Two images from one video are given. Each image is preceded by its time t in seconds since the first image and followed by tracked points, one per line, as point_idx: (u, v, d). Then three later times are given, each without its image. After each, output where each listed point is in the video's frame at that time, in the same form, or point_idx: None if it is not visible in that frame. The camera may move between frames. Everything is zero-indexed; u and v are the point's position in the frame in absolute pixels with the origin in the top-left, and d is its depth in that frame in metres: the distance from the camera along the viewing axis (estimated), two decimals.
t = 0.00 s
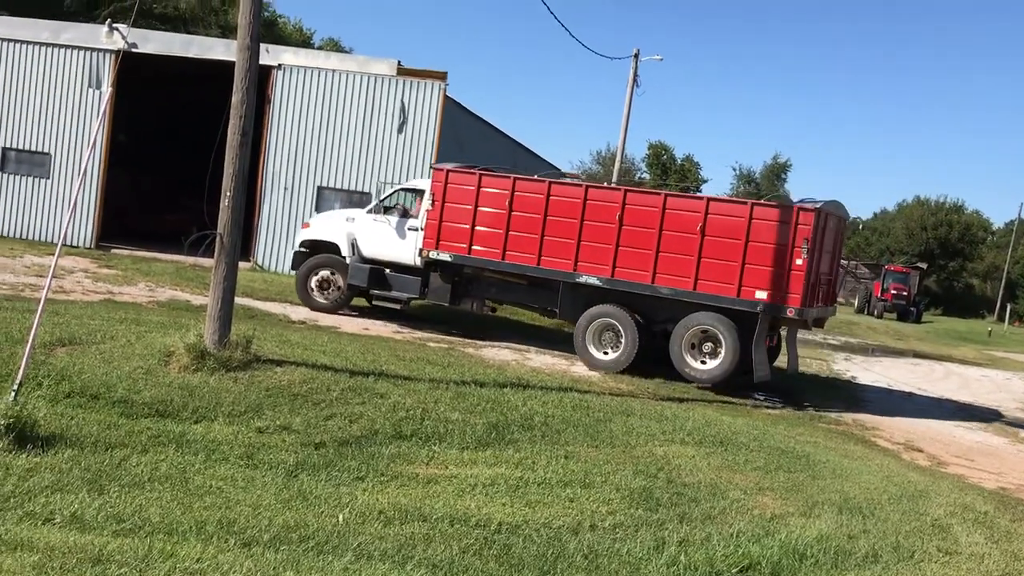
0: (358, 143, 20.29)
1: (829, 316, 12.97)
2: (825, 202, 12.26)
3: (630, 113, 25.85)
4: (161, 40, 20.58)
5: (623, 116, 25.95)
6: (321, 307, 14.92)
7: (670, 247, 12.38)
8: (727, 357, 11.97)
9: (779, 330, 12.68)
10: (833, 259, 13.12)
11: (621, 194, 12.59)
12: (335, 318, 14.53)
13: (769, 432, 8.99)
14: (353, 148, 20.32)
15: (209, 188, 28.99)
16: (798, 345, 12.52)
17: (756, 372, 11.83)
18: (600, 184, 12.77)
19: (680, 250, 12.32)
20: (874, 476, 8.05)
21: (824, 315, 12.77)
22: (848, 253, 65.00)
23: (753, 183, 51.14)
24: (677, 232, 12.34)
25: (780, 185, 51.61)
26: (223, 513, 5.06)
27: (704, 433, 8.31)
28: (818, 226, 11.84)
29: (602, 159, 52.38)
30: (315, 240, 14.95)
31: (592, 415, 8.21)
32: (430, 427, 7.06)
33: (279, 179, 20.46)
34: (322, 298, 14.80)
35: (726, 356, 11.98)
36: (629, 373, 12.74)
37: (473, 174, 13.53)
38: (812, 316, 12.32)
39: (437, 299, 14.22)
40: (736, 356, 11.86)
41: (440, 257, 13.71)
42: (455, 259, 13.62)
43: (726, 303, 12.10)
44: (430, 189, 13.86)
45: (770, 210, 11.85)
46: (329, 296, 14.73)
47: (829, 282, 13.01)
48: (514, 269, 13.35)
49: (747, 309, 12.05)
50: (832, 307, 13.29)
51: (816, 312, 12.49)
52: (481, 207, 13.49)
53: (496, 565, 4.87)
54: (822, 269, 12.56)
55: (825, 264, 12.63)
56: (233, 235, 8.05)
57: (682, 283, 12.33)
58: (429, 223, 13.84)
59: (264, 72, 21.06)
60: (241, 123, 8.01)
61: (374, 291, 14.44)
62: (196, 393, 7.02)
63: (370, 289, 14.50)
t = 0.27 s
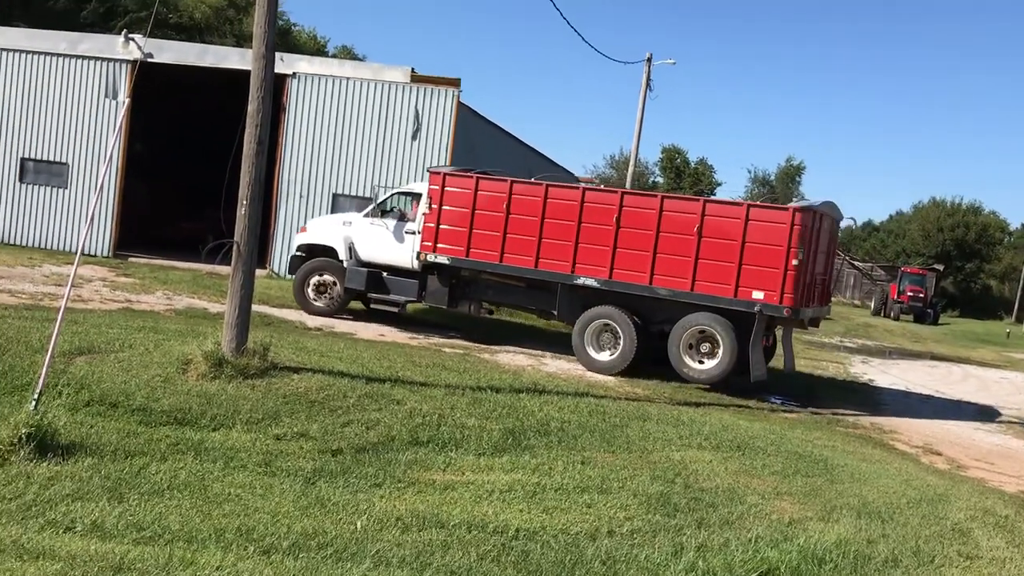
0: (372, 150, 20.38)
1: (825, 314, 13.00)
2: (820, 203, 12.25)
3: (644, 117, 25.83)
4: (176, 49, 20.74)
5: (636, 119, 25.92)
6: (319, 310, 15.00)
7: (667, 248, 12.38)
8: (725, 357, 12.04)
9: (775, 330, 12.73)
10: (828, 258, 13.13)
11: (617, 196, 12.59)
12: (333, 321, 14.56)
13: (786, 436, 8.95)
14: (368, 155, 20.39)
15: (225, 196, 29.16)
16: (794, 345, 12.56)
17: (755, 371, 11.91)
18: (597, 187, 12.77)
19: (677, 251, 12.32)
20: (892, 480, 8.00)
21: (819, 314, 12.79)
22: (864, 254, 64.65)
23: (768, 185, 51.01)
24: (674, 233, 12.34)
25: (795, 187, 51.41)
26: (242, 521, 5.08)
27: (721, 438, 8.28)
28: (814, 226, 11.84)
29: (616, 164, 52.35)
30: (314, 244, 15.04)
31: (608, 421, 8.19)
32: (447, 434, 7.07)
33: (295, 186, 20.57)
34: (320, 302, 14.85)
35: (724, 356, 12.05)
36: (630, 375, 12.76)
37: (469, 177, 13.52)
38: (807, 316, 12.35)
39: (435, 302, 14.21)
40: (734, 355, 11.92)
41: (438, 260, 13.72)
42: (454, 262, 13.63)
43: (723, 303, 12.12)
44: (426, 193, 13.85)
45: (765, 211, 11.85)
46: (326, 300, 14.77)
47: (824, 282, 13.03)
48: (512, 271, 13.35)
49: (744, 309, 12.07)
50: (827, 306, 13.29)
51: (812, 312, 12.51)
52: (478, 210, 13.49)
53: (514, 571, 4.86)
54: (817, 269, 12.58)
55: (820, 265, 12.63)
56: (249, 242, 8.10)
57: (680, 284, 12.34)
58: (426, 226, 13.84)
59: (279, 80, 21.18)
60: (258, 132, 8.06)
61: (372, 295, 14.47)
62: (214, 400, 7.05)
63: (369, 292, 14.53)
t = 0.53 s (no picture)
0: (388, 155, 20.46)
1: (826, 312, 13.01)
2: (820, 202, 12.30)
3: (660, 118, 25.78)
4: (193, 58, 20.91)
5: (652, 121, 25.86)
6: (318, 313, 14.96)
7: (667, 248, 12.43)
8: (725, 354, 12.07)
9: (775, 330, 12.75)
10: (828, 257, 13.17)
11: (618, 197, 12.65)
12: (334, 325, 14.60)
13: (808, 438, 8.89)
14: (384, 161, 20.47)
15: (243, 204, 29.33)
16: (792, 344, 12.64)
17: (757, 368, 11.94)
18: (597, 188, 12.83)
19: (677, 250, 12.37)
20: (916, 481, 7.93)
21: (820, 312, 12.81)
22: (884, 253, 64.16)
23: (785, 185, 50.77)
24: (674, 233, 12.40)
25: (812, 187, 51.11)
26: (264, 527, 5.10)
27: (741, 441, 8.24)
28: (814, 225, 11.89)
29: (632, 166, 52.27)
30: (313, 248, 15.00)
31: (628, 424, 8.16)
32: (467, 438, 7.07)
33: (311, 193, 20.67)
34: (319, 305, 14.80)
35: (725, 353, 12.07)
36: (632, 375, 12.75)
37: (469, 180, 13.59)
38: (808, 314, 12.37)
39: (436, 305, 14.25)
40: (735, 352, 11.95)
41: (438, 262, 13.76)
42: (454, 263, 13.68)
43: (723, 301, 12.15)
44: (427, 196, 13.92)
45: (765, 210, 11.90)
46: (326, 303, 14.75)
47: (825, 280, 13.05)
48: (512, 272, 13.39)
49: (745, 307, 12.10)
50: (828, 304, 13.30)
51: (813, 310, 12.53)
52: (478, 212, 13.54)
53: None
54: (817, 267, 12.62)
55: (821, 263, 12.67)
56: (268, 250, 8.14)
57: (680, 283, 12.38)
58: (427, 229, 13.90)
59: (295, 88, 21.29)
60: (275, 140, 8.11)
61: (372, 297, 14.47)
62: (235, 407, 7.09)
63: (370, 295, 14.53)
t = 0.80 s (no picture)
0: (404, 156, 20.51)
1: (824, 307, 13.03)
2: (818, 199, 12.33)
3: (675, 117, 25.71)
4: (209, 62, 21.04)
5: (668, 120, 25.78)
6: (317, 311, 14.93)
7: (666, 245, 12.44)
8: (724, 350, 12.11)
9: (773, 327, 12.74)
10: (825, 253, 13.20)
11: (616, 195, 12.65)
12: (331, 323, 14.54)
13: (827, 437, 8.83)
14: (399, 162, 20.52)
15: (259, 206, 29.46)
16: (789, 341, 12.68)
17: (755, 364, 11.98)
18: (596, 186, 12.83)
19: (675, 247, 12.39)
20: (937, 479, 7.86)
21: (819, 308, 12.83)
22: (902, 251, 63.70)
23: (801, 183, 50.52)
24: (672, 230, 12.41)
25: (829, 185, 50.80)
26: (283, 529, 5.12)
27: (760, 440, 8.20)
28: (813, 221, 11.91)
29: (647, 165, 52.16)
30: (311, 248, 14.96)
31: (645, 424, 8.14)
32: (484, 439, 7.07)
33: (327, 195, 20.75)
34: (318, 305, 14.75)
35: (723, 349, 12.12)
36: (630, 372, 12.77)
37: (468, 179, 13.59)
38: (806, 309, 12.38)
39: (435, 304, 14.25)
40: (734, 348, 11.98)
41: (438, 261, 13.76)
42: (454, 262, 13.67)
43: (722, 298, 12.17)
44: (426, 195, 13.92)
45: (763, 207, 11.93)
46: (325, 302, 14.72)
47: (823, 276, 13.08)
48: (512, 271, 13.39)
49: (743, 304, 12.13)
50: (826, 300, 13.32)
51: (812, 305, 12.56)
52: (477, 211, 13.54)
53: None
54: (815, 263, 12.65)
55: (818, 259, 12.70)
56: (285, 252, 8.17)
57: (679, 280, 12.39)
58: (426, 228, 13.88)
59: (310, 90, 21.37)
60: (291, 142, 8.14)
61: (371, 297, 14.47)
62: (254, 409, 7.12)
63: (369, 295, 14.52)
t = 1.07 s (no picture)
0: (416, 154, 20.52)
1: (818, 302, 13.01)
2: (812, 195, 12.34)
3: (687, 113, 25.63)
4: (221, 60, 21.11)
5: (680, 116, 25.69)
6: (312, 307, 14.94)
7: (660, 240, 12.42)
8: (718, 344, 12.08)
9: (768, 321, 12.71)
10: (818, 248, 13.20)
11: (612, 191, 12.63)
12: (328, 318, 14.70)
13: (841, 434, 8.79)
14: (410, 161, 20.54)
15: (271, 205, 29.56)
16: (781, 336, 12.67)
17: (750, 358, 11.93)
18: (591, 181, 12.80)
19: (670, 243, 12.37)
20: (951, 477, 7.81)
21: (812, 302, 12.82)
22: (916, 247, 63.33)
23: (814, 180, 50.32)
24: (667, 226, 12.39)
25: (842, 181, 50.54)
26: (296, 525, 5.14)
27: (773, 437, 8.17)
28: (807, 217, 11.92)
29: (659, 162, 52.07)
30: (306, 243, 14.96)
31: (657, 422, 8.12)
32: (496, 436, 7.08)
33: (339, 193, 20.80)
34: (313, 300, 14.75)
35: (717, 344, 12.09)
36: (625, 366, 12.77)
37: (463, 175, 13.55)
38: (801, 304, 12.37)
39: (431, 298, 14.29)
40: (728, 342, 11.96)
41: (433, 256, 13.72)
42: (449, 257, 13.64)
43: (717, 293, 12.16)
44: (421, 191, 13.87)
45: (757, 202, 11.92)
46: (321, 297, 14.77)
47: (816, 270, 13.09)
48: (507, 266, 13.35)
49: (738, 299, 12.12)
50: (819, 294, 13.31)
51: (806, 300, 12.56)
52: (472, 206, 13.50)
53: (567, 574, 4.83)
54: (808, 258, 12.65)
55: (812, 254, 12.69)
56: (297, 250, 8.20)
57: (674, 275, 12.37)
58: (421, 223, 13.84)
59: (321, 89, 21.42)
60: (303, 140, 8.16)
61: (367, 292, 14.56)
62: (267, 407, 7.15)
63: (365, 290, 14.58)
